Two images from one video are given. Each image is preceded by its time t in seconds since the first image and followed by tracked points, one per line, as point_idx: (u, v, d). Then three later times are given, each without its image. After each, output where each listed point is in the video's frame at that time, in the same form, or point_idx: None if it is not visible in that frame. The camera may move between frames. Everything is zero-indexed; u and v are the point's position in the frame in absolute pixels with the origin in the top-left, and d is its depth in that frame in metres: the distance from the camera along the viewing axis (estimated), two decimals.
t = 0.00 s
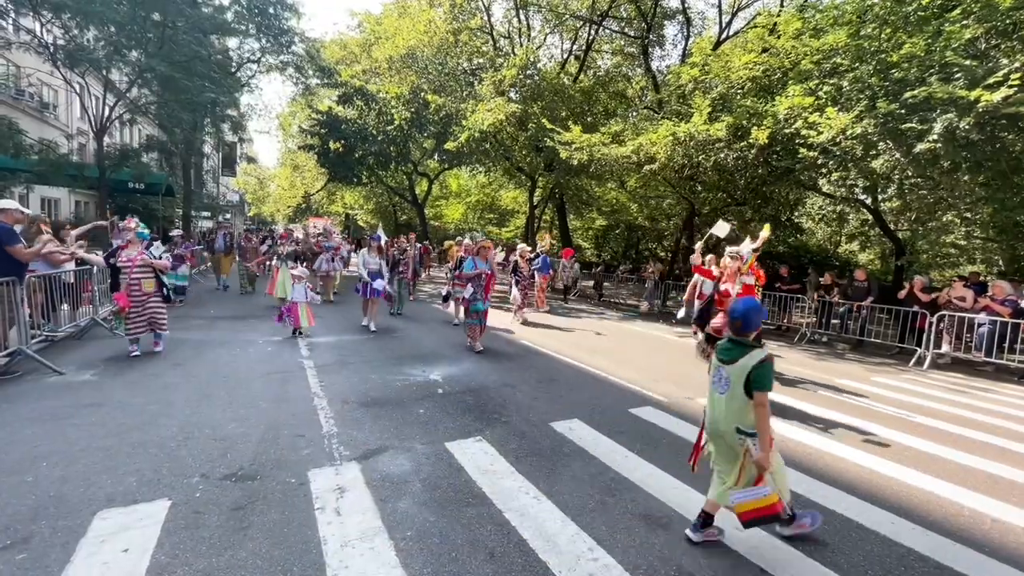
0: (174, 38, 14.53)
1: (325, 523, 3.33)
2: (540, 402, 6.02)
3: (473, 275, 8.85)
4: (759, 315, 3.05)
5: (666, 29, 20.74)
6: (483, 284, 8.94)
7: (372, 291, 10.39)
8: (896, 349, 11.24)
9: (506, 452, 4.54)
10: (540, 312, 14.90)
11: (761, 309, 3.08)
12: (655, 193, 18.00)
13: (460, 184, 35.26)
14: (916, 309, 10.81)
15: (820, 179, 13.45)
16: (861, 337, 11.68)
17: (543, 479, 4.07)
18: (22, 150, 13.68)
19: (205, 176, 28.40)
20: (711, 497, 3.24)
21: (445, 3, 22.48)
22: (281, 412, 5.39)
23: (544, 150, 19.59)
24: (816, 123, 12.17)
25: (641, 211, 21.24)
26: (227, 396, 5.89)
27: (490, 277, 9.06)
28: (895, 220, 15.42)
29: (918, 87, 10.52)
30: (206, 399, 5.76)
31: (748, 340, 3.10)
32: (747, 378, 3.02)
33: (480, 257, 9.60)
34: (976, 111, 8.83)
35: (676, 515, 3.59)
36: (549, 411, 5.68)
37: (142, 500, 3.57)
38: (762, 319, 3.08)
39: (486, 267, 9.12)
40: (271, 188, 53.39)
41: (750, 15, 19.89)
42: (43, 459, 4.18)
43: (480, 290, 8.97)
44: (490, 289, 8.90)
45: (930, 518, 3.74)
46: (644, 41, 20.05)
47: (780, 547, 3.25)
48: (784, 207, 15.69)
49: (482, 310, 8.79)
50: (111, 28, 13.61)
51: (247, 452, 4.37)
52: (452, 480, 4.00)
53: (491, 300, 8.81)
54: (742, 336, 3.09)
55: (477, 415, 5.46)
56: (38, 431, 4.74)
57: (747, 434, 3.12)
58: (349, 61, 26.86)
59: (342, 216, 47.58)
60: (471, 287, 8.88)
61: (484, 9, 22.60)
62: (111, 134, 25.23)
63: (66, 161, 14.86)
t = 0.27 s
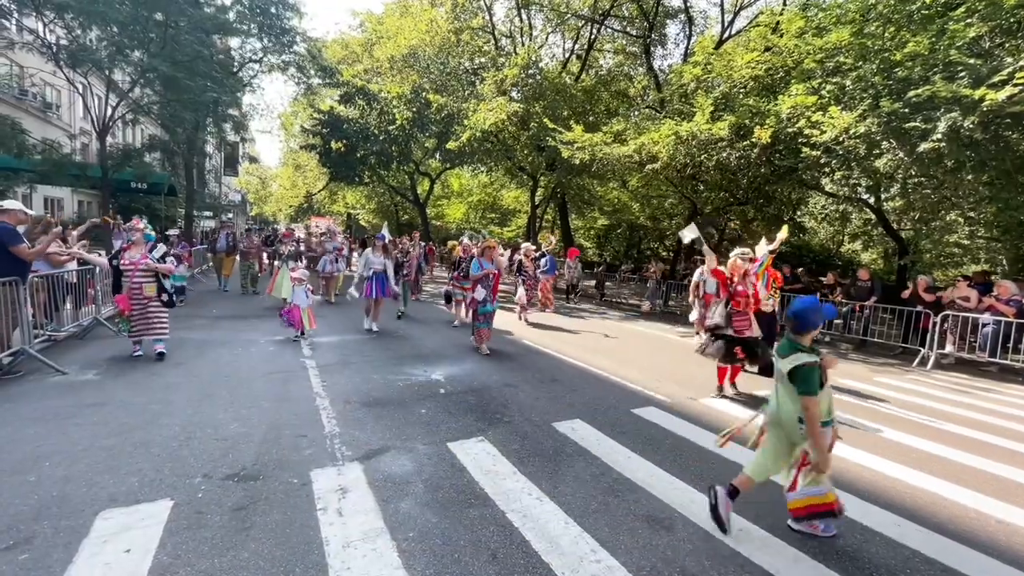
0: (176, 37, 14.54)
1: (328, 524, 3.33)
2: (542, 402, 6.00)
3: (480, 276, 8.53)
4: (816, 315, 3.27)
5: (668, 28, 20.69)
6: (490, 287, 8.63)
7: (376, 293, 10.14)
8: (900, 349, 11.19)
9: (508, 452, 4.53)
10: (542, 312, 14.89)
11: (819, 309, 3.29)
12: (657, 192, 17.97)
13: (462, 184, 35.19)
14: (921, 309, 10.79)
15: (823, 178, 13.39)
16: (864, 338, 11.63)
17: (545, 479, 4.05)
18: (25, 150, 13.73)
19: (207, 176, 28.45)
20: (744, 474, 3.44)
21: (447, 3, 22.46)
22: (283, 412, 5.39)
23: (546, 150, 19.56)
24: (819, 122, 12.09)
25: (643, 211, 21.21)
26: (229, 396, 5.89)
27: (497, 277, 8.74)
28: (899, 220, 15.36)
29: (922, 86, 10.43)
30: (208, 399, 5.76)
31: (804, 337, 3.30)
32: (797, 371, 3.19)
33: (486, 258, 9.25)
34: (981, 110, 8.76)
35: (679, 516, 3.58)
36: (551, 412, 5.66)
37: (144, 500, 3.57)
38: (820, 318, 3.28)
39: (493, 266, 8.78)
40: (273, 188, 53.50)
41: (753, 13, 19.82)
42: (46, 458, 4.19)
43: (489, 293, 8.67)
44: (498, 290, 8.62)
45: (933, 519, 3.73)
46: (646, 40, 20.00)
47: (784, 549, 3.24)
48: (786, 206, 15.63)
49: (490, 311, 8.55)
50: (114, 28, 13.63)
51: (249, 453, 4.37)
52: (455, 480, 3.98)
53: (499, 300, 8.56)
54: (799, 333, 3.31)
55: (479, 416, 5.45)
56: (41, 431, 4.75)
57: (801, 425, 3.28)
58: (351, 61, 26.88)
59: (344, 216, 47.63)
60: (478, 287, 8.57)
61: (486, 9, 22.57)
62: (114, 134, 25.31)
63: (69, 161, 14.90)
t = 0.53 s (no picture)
0: (179, 38, 14.57)
1: (331, 524, 3.32)
2: (545, 403, 5.99)
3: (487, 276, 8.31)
4: (860, 309, 3.32)
5: (671, 27, 20.62)
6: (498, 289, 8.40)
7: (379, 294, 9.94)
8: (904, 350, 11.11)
9: (512, 453, 4.52)
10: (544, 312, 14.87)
11: (863, 300, 3.33)
12: (660, 192, 17.92)
13: (464, 184, 35.16)
14: (926, 309, 10.69)
15: (827, 178, 13.32)
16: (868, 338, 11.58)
17: (549, 480, 4.04)
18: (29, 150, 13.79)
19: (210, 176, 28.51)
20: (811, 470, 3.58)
21: (449, 2, 22.45)
22: (286, 412, 5.39)
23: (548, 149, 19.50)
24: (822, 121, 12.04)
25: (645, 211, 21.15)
26: (233, 395, 5.89)
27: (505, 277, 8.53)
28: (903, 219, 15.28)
29: (926, 85, 10.42)
30: (211, 399, 5.76)
31: (853, 330, 3.39)
32: (841, 363, 3.37)
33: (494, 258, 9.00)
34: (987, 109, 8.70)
35: (683, 517, 3.56)
36: (553, 412, 5.65)
37: (148, 500, 3.57)
38: (862, 311, 3.33)
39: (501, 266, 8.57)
40: (276, 188, 53.61)
41: (756, 12, 19.73)
42: (49, 458, 4.19)
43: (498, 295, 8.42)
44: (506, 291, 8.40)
45: (933, 518, 3.73)
46: (649, 39, 19.95)
47: (789, 551, 3.22)
48: (790, 206, 15.57)
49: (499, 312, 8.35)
50: (118, 28, 13.68)
51: (252, 453, 4.37)
52: (458, 481, 3.98)
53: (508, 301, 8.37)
54: (847, 326, 3.43)
55: (482, 416, 5.45)
56: (45, 430, 4.76)
57: (837, 412, 3.40)
58: (353, 61, 26.91)
59: (347, 215, 47.69)
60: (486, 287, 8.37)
61: (488, 8, 22.55)
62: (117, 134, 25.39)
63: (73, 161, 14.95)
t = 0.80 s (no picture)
0: (184, 39, 14.63)
1: (335, 524, 3.32)
2: (549, 403, 5.98)
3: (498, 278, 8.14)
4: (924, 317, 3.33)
5: (675, 27, 20.58)
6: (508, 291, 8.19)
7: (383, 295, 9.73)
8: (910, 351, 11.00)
9: (515, 453, 4.51)
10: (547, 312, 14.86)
11: (927, 309, 3.35)
12: (664, 192, 17.87)
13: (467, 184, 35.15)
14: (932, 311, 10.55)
15: (832, 178, 13.26)
16: (873, 339, 11.50)
17: (552, 481, 4.03)
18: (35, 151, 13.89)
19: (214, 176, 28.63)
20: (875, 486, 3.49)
21: (452, 2, 22.46)
22: (290, 412, 5.40)
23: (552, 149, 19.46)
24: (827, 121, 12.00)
25: (649, 211, 21.09)
26: (237, 395, 5.91)
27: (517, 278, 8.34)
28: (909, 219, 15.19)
29: (933, 84, 10.35)
30: (215, 398, 5.78)
31: (918, 339, 3.38)
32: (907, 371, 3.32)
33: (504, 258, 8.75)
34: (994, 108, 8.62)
35: (687, 519, 3.55)
36: (557, 412, 5.64)
37: (152, 500, 3.58)
38: (926, 318, 3.33)
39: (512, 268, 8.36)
40: (280, 188, 53.81)
41: (760, 12, 19.67)
42: (55, 457, 4.21)
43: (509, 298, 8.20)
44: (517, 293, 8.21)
45: (939, 521, 3.69)
46: (652, 39, 19.91)
47: (794, 554, 3.19)
48: (794, 205, 15.50)
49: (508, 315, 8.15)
50: (123, 29, 13.75)
51: (256, 453, 4.38)
52: (461, 481, 3.97)
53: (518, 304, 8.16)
54: (912, 336, 3.41)
55: (485, 416, 5.43)
56: (50, 430, 4.78)
57: (895, 424, 3.36)
58: (357, 61, 26.98)
59: (350, 216, 47.79)
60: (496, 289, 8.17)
61: (492, 8, 22.55)
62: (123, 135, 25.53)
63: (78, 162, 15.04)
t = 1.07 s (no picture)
0: (189, 41, 14.71)
1: (337, 525, 3.32)
2: (552, 404, 5.97)
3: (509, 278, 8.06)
4: (1006, 317, 3.15)
5: (679, 27, 20.53)
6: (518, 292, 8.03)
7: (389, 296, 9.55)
8: (917, 351, 10.93)
9: (518, 454, 4.51)
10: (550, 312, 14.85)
11: (1012, 310, 3.17)
12: (668, 191, 17.80)
13: (470, 184, 35.12)
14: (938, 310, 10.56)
15: (838, 177, 13.16)
16: (879, 339, 11.43)
17: (555, 482, 4.02)
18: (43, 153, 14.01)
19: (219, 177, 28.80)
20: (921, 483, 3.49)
21: (456, 3, 22.50)
22: (293, 412, 5.40)
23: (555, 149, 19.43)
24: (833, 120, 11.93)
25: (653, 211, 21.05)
26: (241, 395, 5.93)
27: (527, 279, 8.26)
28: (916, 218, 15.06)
29: (940, 82, 10.36)
30: (220, 398, 5.80)
31: (996, 341, 3.23)
32: (974, 369, 3.19)
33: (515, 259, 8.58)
34: (1002, 106, 8.52)
35: (691, 521, 3.52)
36: (560, 413, 5.63)
37: (157, 499, 3.60)
38: (1011, 320, 3.15)
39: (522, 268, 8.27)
40: (285, 189, 54.04)
41: (765, 11, 19.57)
42: (60, 457, 4.24)
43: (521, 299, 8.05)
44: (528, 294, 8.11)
45: (940, 521, 3.68)
46: (656, 39, 19.87)
47: (799, 556, 3.17)
48: (800, 205, 15.40)
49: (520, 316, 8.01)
50: (129, 32, 13.84)
51: (259, 453, 4.39)
52: (464, 482, 3.97)
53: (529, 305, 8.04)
54: (990, 338, 3.25)
55: (488, 417, 5.43)
56: (56, 430, 4.81)
57: (959, 425, 3.22)
58: (361, 62, 27.07)
59: (355, 216, 47.93)
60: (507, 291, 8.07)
61: (495, 9, 22.54)
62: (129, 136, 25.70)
63: (84, 163, 15.15)
